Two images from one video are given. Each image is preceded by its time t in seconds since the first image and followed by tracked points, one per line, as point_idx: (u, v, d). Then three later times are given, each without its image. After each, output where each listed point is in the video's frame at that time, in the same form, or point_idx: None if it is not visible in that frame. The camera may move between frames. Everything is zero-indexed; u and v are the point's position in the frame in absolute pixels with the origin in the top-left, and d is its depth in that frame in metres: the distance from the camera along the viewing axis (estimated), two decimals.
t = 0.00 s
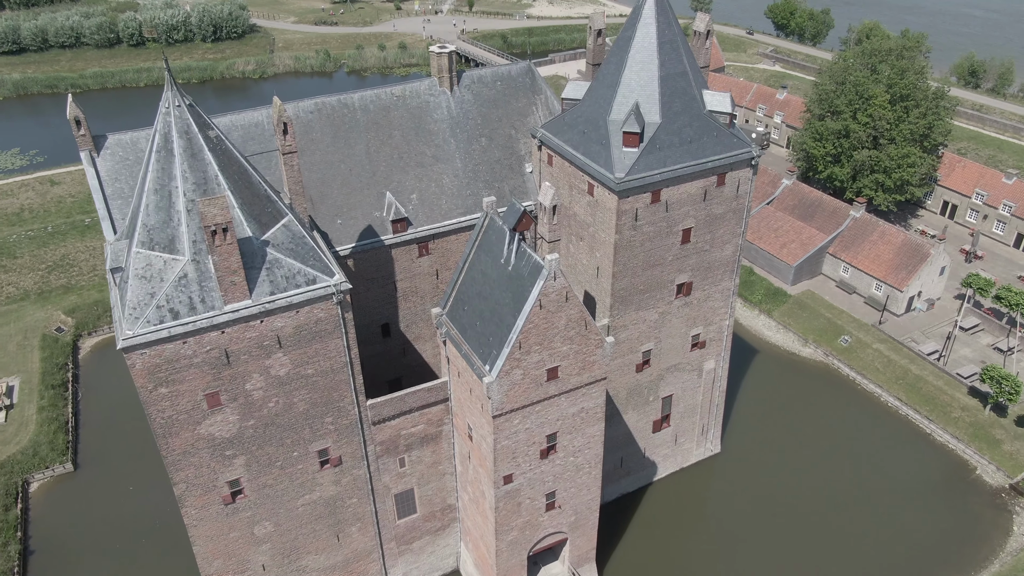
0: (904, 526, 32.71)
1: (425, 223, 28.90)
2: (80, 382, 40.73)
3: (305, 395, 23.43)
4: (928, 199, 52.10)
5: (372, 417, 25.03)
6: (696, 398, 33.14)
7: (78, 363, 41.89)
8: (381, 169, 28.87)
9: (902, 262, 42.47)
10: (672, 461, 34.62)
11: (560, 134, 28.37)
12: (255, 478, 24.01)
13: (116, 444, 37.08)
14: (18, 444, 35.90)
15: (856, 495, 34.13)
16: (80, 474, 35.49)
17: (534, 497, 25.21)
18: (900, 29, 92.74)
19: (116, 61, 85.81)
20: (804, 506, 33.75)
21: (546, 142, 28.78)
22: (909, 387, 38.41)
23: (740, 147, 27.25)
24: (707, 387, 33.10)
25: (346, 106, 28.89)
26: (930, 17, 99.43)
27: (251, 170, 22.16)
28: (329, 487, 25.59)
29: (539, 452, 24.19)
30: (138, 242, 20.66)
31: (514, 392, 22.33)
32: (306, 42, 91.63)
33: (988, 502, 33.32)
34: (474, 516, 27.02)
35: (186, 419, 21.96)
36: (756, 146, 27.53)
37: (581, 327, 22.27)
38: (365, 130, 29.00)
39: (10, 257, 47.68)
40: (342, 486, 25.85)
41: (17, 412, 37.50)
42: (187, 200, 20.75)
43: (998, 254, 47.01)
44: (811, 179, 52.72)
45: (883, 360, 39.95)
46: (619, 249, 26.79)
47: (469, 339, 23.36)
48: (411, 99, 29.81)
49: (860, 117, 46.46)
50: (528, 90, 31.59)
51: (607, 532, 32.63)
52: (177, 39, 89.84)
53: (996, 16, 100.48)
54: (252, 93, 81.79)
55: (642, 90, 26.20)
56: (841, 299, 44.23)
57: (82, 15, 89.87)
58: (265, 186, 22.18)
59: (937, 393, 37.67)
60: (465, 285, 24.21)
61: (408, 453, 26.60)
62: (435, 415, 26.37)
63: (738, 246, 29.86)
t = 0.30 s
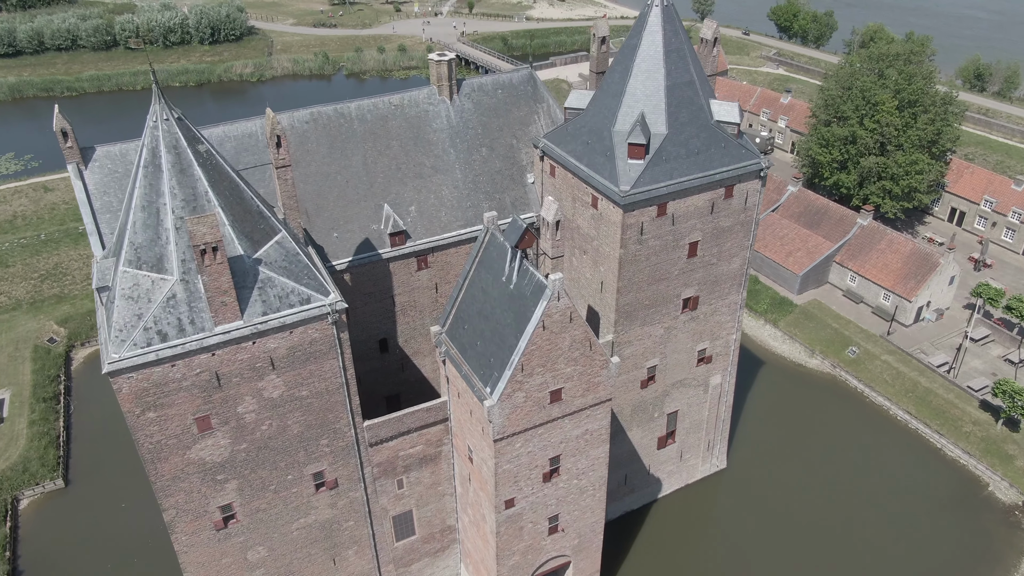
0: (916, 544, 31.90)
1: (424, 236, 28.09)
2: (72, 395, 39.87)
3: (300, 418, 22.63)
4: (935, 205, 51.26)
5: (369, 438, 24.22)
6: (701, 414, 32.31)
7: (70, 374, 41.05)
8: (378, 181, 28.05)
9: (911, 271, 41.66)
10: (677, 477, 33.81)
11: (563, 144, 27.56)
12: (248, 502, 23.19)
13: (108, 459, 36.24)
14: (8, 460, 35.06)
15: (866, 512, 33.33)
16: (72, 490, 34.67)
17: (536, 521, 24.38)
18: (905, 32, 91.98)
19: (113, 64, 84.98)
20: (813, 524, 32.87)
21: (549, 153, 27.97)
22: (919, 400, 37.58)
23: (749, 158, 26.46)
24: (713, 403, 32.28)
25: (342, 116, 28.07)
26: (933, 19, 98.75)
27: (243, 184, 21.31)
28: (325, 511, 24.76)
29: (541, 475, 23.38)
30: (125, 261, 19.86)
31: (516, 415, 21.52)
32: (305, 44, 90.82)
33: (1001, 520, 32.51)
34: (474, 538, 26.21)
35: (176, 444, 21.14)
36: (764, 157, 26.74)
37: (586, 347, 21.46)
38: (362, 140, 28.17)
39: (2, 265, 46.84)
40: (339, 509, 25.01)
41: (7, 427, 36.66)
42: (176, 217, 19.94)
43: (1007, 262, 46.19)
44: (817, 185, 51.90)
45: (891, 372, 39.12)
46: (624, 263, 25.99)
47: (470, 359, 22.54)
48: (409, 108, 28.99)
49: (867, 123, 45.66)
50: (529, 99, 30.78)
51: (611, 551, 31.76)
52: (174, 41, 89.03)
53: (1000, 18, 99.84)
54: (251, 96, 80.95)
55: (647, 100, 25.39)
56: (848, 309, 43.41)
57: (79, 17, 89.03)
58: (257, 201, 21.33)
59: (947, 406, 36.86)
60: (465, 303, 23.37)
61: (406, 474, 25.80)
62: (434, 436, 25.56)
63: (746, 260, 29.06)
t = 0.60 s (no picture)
0: (926, 561, 31.09)
1: (423, 249, 27.28)
2: (64, 407, 39.02)
3: (294, 441, 21.80)
4: (942, 212, 50.43)
5: (367, 461, 23.41)
6: (708, 430, 31.48)
7: (62, 386, 40.18)
8: (376, 192, 27.24)
9: (921, 280, 40.85)
10: (682, 494, 32.93)
11: (566, 155, 26.76)
12: (241, 528, 22.35)
13: (100, 474, 35.38)
14: None
15: (875, 528, 32.52)
16: (63, 507, 33.82)
17: (539, 546, 23.54)
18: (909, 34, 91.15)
19: (109, 66, 84.14)
20: (822, 541, 32.06)
21: (552, 164, 27.18)
22: (929, 413, 36.74)
23: (758, 169, 25.66)
24: (720, 419, 31.45)
25: (339, 126, 27.26)
26: (937, 21, 98.01)
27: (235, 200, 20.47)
28: (321, 535, 23.91)
29: (544, 499, 22.57)
30: (111, 280, 19.04)
31: (518, 439, 20.70)
32: (303, 46, 89.97)
33: (1014, 538, 31.70)
34: (475, 562, 25.39)
35: (165, 470, 20.32)
36: (774, 169, 25.93)
37: (591, 370, 20.65)
38: (359, 150, 27.36)
39: None
40: (335, 533, 24.17)
41: None
42: (164, 235, 19.12)
43: (1017, 270, 45.37)
44: (822, 192, 51.06)
45: (900, 385, 38.30)
46: (629, 279, 25.18)
47: (470, 380, 21.72)
48: (408, 117, 28.19)
49: (875, 129, 44.81)
50: (531, 107, 29.97)
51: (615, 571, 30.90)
52: (171, 44, 88.19)
53: (1004, 19, 99.10)
54: (249, 100, 80.14)
55: (654, 110, 24.58)
56: (855, 319, 42.59)
57: (75, 19, 88.22)
58: (249, 218, 20.47)
59: (959, 420, 36.04)
60: (465, 322, 22.54)
61: (405, 497, 25.02)
62: (434, 457, 24.76)
63: (754, 273, 28.25)
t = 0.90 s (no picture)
0: None
1: (423, 263, 26.48)
2: (56, 420, 38.18)
3: (288, 466, 20.98)
4: (950, 219, 49.62)
5: (363, 485, 22.60)
6: (715, 447, 30.67)
7: (54, 398, 39.38)
8: (374, 205, 26.43)
9: (930, 290, 40.09)
10: (688, 512, 32.10)
11: (569, 166, 25.97)
12: (233, 556, 21.52)
13: (91, 491, 34.55)
14: None
15: (884, 546, 31.70)
16: (53, 525, 33.00)
17: (542, 573, 22.72)
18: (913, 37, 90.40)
19: (106, 69, 83.34)
20: (830, 559, 31.23)
21: (555, 175, 26.39)
22: (939, 428, 35.92)
23: (767, 181, 24.87)
24: (726, 436, 30.64)
25: (336, 136, 26.44)
26: (941, 23, 97.29)
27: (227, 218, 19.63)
28: (316, 561, 23.07)
29: (548, 526, 21.75)
30: (96, 302, 18.23)
31: (521, 465, 19.90)
32: (302, 49, 89.18)
33: None
34: None
35: (153, 498, 19.49)
36: (784, 181, 25.12)
37: (597, 393, 19.87)
38: (356, 161, 26.54)
39: None
40: (331, 559, 23.33)
41: None
42: (151, 255, 18.29)
43: None
44: (828, 199, 50.28)
45: (910, 398, 37.47)
46: (635, 295, 24.38)
47: (471, 403, 20.91)
48: (407, 127, 27.37)
49: (883, 135, 44.00)
50: (533, 116, 29.17)
51: None
52: (168, 46, 87.47)
53: (1008, 21, 98.34)
54: (247, 103, 79.34)
55: (660, 121, 23.77)
56: (863, 329, 41.78)
57: (72, 21, 87.45)
58: (241, 236, 19.63)
59: (970, 435, 35.23)
60: (465, 342, 21.72)
61: (403, 520, 24.23)
62: (433, 479, 23.96)
63: (763, 288, 27.46)
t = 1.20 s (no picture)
0: None
1: (422, 278, 25.69)
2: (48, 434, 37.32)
3: (281, 493, 20.17)
4: (958, 226, 48.79)
5: (360, 510, 21.80)
6: (722, 465, 29.86)
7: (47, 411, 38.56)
8: (371, 218, 25.63)
9: (940, 301, 39.34)
10: (694, 531, 31.25)
11: (573, 178, 25.17)
12: None
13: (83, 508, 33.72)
14: None
15: (896, 564, 30.82)
16: (44, 543, 32.16)
17: None
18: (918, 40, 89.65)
19: (102, 72, 82.51)
20: None
21: (558, 187, 25.64)
22: (951, 443, 35.07)
23: (778, 195, 24.09)
24: (734, 453, 29.82)
25: (332, 147, 25.62)
26: (945, 26, 96.56)
27: (218, 236, 18.79)
28: None
29: (551, 554, 20.94)
30: (80, 326, 17.43)
31: (524, 493, 19.10)
32: (301, 51, 88.45)
33: None
34: None
35: (140, 528, 18.70)
36: (795, 194, 24.35)
37: (602, 419, 19.08)
38: (353, 173, 25.73)
39: None
40: None
41: None
42: (137, 277, 17.49)
43: None
44: (834, 206, 49.46)
45: (919, 411, 36.65)
46: (641, 312, 23.59)
47: (471, 427, 20.11)
48: (406, 137, 26.57)
49: (891, 141, 43.19)
50: (535, 126, 28.36)
51: None
52: (165, 48, 86.71)
53: (1011, 23, 97.73)
54: (246, 106, 78.58)
55: (668, 133, 22.98)
56: (871, 340, 40.98)
57: (69, 24, 86.61)
58: (232, 255, 18.79)
59: (982, 451, 34.38)
60: (466, 363, 20.93)
61: (402, 545, 23.45)
62: (432, 503, 23.16)
63: (772, 303, 26.66)
